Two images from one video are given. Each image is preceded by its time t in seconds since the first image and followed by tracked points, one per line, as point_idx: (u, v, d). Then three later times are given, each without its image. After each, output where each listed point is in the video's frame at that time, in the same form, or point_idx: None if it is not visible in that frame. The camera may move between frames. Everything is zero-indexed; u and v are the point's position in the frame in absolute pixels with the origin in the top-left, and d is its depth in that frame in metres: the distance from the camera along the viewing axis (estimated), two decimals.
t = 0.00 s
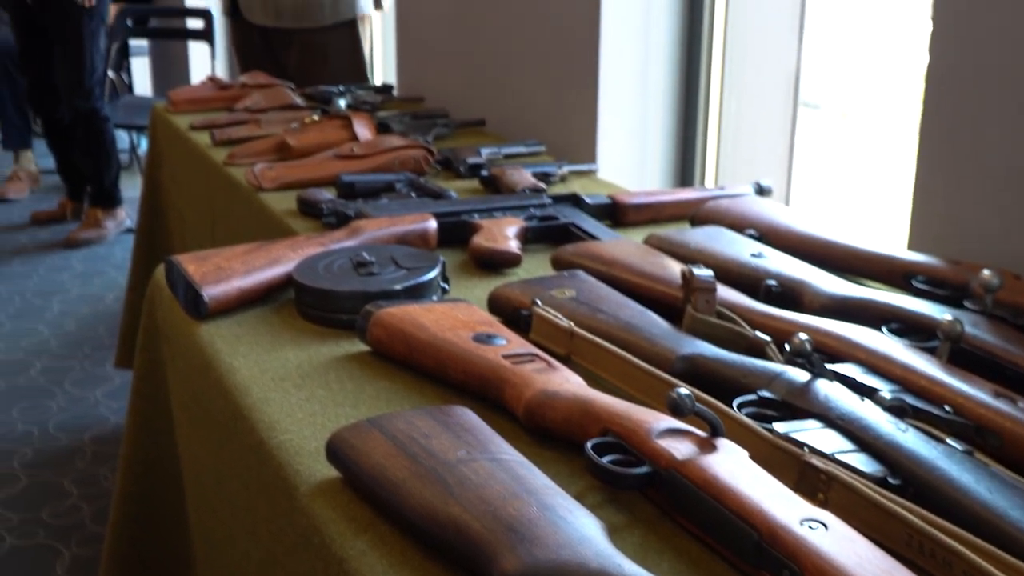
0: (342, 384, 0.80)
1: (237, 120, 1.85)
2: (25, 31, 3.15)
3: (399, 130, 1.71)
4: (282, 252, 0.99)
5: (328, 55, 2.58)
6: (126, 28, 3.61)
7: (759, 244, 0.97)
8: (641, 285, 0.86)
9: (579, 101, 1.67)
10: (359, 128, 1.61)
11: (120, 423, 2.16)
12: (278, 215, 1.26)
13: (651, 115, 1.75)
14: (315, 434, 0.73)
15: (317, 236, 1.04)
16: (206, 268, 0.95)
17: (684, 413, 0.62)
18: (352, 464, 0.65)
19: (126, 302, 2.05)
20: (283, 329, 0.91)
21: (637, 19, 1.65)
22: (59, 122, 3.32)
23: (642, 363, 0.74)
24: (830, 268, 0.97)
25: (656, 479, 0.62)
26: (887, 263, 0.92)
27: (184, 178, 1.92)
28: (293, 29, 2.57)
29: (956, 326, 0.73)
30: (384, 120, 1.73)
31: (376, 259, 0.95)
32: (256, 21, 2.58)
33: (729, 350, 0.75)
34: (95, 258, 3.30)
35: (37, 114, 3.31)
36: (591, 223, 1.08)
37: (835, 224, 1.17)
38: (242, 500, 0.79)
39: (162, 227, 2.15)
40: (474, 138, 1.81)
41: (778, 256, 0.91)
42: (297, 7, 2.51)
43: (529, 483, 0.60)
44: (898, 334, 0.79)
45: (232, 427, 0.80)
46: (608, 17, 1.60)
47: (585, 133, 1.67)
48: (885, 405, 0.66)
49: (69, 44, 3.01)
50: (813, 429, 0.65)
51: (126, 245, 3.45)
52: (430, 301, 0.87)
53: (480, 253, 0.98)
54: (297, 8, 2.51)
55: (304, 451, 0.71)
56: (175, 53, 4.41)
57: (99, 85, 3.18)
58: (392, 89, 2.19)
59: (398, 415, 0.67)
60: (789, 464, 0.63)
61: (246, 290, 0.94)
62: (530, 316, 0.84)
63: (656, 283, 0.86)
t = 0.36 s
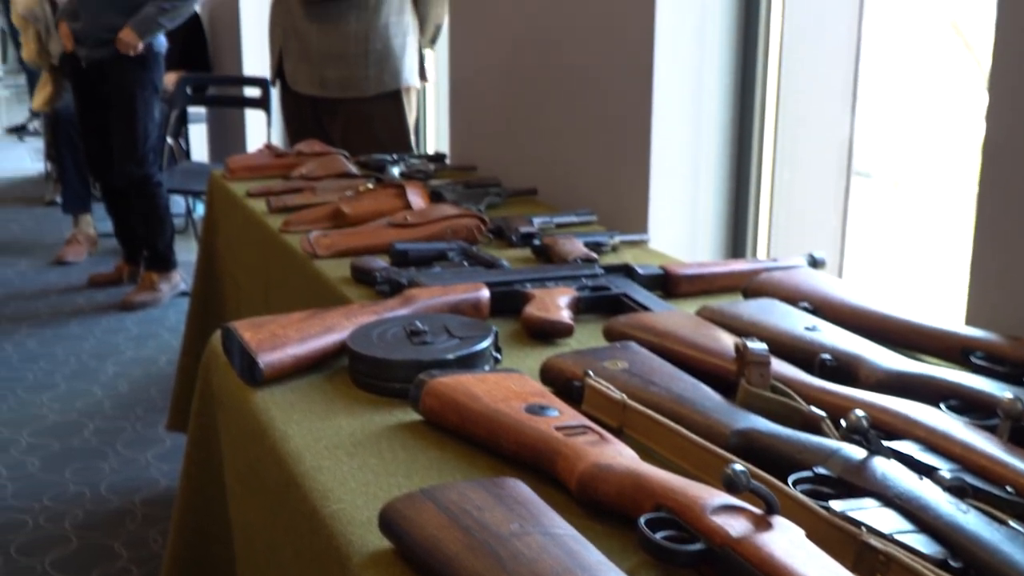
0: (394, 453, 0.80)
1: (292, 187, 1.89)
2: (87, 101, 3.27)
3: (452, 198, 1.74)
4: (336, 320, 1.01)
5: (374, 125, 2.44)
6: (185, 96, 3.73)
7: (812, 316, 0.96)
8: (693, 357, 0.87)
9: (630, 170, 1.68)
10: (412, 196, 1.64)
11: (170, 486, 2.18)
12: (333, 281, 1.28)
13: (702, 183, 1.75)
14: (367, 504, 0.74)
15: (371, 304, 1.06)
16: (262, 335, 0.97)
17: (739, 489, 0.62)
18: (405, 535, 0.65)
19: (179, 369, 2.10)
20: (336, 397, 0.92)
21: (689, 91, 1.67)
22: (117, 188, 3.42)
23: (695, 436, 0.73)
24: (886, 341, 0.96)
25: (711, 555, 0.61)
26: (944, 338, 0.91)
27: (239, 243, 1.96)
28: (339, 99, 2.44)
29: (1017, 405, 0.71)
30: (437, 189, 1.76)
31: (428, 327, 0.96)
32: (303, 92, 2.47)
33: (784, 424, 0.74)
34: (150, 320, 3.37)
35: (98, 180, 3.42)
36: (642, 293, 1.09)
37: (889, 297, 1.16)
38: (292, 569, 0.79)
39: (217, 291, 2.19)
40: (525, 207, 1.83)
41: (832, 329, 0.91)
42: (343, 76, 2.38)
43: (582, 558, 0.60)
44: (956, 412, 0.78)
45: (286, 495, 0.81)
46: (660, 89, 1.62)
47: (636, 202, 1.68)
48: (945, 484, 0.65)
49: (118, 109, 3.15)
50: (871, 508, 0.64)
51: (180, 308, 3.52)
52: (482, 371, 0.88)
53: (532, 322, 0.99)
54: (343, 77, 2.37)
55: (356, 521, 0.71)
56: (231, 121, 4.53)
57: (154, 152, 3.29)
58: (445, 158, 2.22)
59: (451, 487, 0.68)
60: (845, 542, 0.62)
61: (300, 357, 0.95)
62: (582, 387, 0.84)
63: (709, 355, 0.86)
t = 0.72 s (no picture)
0: (448, 519, 0.80)
1: (349, 250, 1.93)
2: (150, 166, 3.33)
3: (506, 261, 1.76)
4: (391, 384, 1.02)
5: (423, 192, 2.39)
6: (243, 159, 3.79)
7: (870, 385, 0.96)
8: (749, 425, 0.86)
9: (685, 234, 1.68)
10: (466, 260, 1.65)
11: (222, 546, 2.19)
12: (388, 345, 1.29)
13: (758, 244, 1.75)
14: (422, 569, 0.73)
15: (425, 368, 1.07)
16: (318, 399, 0.98)
17: (799, 560, 0.63)
18: None
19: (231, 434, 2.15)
20: (389, 461, 0.92)
21: (744, 156, 1.68)
22: (175, 248, 3.49)
23: (752, 507, 0.72)
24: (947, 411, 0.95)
25: None
26: (1006, 408, 0.89)
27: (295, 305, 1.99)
28: (390, 164, 2.40)
29: None
30: (492, 252, 1.78)
31: (483, 392, 0.96)
32: (353, 156, 2.44)
33: (844, 495, 0.74)
34: (205, 379, 3.41)
35: (157, 241, 3.48)
36: (697, 359, 1.10)
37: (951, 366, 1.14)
38: None
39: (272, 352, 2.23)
40: (578, 271, 1.84)
41: (891, 398, 0.90)
42: (393, 142, 2.34)
43: None
44: (1020, 484, 0.76)
45: (341, 560, 0.81)
46: (714, 153, 1.63)
47: (690, 266, 1.68)
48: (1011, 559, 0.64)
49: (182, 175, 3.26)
50: None
51: (235, 367, 3.56)
52: (536, 436, 0.88)
53: (587, 388, 1.00)
54: (394, 141, 2.34)
55: None
56: (288, 183, 4.62)
57: (212, 214, 3.38)
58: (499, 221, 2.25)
59: (507, 555, 0.68)
60: None
61: (355, 421, 0.96)
62: (636, 454, 0.83)
63: (765, 423, 0.85)
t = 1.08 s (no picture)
0: None
1: (395, 306, 1.95)
2: (201, 219, 3.42)
3: (552, 319, 1.76)
4: (437, 441, 1.02)
5: (467, 251, 2.41)
6: (292, 216, 3.85)
7: (922, 447, 0.94)
8: (799, 487, 0.85)
9: (730, 291, 1.68)
10: (512, 317, 1.66)
11: None
12: (434, 402, 1.30)
13: (807, 304, 1.74)
14: None
15: (471, 426, 1.07)
16: (365, 456, 0.98)
17: None
18: None
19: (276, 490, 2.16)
20: (436, 519, 0.93)
21: (791, 213, 1.68)
22: (225, 303, 3.54)
23: (803, 571, 0.71)
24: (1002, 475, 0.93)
25: None
26: None
27: (342, 361, 2.01)
28: (433, 223, 2.43)
29: None
30: (537, 309, 1.79)
31: (529, 450, 0.97)
32: (397, 214, 2.47)
33: (895, 558, 0.72)
34: (251, 435, 3.44)
35: (208, 297, 3.54)
36: (745, 419, 1.10)
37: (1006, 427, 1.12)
38: None
39: (318, 408, 2.24)
40: (624, 328, 1.84)
41: (944, 460, 0.88)
42: (437, 200, 2.38)
43: None
44: None
45: None
46: (761, 210, 1.63)
47: (738, 323, 1.67)
48: None
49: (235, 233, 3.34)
50: None
51: (281, 423, 3.58)
52: (583, 496, 0.88)
53: (634, 447, 1.00)
54: (438, 199, 2.37)
55: None
56: (335, 239, 4.68)
57: (262, 270, 3.43)
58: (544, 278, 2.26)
59: None
60: None
61: (402, 478, 0.96)
62: (684, 514, 0.83)
63: (815, 483, 0.84)
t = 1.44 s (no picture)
0: None
1: (422, 338, 1.95)
2: (232, 252, 3.46)
3: (579, 351, 1.76)
4: (465, 473, 1.02)
5: (491, 284, 2.41)
6: (320, 247, 3.88)
7: (952, 482, 0.93)
8: (829, 522, 0.85)
9: (758, 324, 1.68)
10: (540, 349, 1.66)
11: None
12: (461, 434, 1.31)
13: (834, 341, 1.74)
14: None
15: (499, 458, 1.07)
16: (392, 489, 0.99)
17: None
18: None
19: (303, 522, 2.17)
20: (463, 552, 0.93)
21: (820, 245, 1.68)
22: (254, 335, 3.56)
23: None
24: None
25: None
26: None
27: (369, 392, 2.01)
28: (456, 257, 2.44)
29: None
30: (564, 341, 1.79)
31: (557, 483, 0.96)
32: (420, 247, 2.49)
33: None
34: (277, 466, 3.45)
35: (237, 328, 3.56)
36: (774, 453, 1.09)
37: None
38: None
39: (346, 439, 2.25)
40: (651, 361, 1.84)
41: (976, 496, 0.88)
42: (461, 233, 2.39)
43: None
44: None
45: None
46: (789, 242, 1.64)
47: (766, 355, 1.67)
48: None
49: (267, 266, 3.37)
50: None
51: (308, 454, 3.59)
52: (611, 530, 0.88)
53: (662, 480, 1.00)
54: (462, 232, 2.39)
55: None
56: (362, 271, 4.71)
57: (291, 301, 3.45)
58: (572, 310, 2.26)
59: None
60: None
61: (430, 511, 0.96)
62: (713, 549, 0.82)
63: (845, 519, 0.84)
